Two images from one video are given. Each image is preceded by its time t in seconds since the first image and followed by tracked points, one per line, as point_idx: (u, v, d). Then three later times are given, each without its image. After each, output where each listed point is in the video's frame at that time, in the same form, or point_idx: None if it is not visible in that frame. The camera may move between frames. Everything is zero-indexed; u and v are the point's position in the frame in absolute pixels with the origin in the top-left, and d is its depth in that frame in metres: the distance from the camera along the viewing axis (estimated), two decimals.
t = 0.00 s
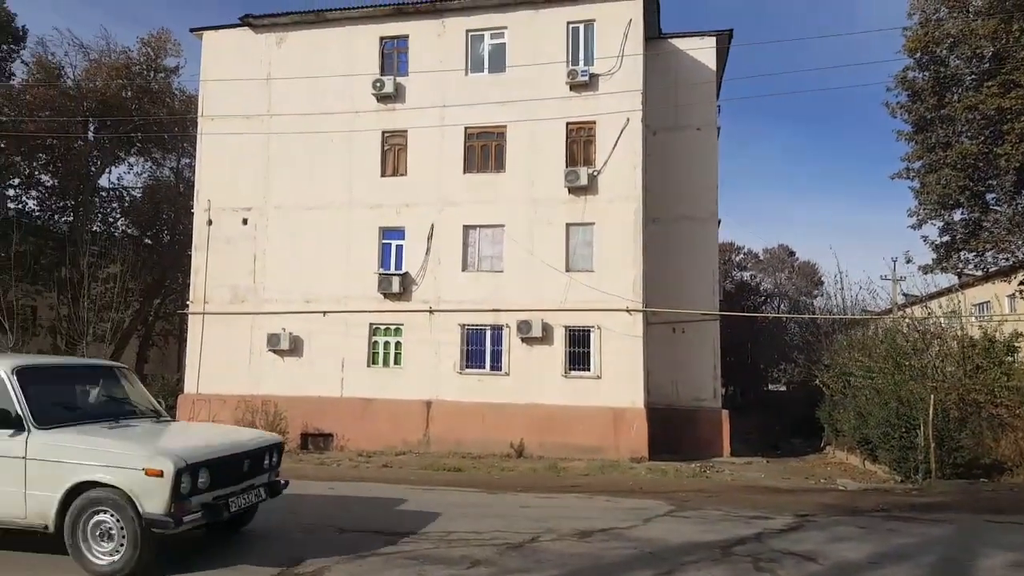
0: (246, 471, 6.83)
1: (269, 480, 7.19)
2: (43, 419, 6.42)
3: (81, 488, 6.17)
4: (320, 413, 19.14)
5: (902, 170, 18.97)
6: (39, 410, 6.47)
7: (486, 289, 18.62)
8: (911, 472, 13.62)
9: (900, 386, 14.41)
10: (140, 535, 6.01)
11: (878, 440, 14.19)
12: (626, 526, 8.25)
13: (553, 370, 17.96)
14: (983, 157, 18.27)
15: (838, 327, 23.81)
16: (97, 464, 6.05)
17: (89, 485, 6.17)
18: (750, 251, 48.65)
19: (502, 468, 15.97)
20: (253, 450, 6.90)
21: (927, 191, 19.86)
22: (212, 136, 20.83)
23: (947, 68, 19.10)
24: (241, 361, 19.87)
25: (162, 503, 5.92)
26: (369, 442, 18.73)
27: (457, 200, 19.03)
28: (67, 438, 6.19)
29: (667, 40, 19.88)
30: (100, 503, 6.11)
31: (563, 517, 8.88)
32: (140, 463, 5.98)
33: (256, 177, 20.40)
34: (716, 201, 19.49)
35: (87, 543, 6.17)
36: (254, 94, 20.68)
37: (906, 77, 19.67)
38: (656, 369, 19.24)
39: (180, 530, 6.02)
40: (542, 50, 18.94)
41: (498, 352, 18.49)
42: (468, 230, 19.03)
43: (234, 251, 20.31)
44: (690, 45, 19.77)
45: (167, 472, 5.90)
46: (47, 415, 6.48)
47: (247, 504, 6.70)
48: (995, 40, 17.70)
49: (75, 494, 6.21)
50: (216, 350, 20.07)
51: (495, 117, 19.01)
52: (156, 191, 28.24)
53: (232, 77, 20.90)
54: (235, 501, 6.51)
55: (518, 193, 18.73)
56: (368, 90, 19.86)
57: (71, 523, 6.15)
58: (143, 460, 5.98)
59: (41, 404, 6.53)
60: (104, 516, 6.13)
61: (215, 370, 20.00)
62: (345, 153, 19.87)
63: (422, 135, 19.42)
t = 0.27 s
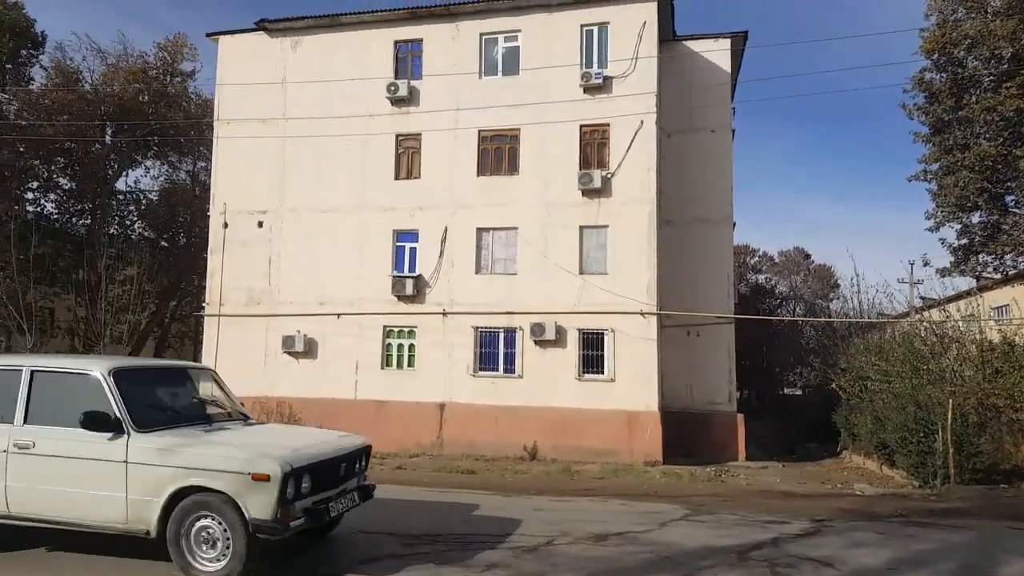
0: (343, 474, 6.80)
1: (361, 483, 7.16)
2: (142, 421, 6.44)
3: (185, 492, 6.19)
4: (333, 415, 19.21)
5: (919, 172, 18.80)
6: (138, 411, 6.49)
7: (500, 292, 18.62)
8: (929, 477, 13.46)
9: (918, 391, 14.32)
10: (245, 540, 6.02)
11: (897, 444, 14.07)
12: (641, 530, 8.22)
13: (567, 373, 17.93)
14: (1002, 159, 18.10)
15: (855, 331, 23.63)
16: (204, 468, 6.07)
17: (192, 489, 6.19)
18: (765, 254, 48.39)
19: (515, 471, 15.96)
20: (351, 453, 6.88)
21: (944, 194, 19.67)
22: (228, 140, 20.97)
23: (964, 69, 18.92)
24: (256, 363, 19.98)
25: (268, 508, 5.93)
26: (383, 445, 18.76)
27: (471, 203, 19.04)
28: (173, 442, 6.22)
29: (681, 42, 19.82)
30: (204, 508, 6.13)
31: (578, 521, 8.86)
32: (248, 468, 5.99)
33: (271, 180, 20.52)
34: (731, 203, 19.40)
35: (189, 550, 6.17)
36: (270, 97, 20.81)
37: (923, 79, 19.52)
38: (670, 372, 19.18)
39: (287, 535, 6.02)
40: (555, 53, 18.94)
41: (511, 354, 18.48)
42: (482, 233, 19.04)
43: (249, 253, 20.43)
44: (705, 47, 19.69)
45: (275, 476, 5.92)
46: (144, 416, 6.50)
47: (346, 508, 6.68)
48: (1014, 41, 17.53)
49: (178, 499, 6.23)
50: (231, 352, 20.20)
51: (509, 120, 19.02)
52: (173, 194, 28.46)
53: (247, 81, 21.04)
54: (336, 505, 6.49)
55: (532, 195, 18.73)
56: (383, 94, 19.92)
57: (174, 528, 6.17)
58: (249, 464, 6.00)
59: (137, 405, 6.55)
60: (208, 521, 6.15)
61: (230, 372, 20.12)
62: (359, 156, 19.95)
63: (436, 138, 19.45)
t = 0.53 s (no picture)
0: (441, 480, 6.69)
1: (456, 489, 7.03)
2: (244, 424, 6.37)
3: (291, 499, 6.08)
4: (350, 418, 19.25)
5: (940, 175, 18.60)
6: (239, 414, 6.42)
7: (515, 296, 18.59)
8: (949, 484, 13.38)
9: (939, 397, 14.20)
10: (354, 550, 5.86)
11: (916, 450, 14.01)
12: (658, 535, 8.17)
13: (582, 376, 17.88)
14: None
15: (873, 335, 23.40)
16: (315, 476, 5.94)
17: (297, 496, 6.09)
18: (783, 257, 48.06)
19: (530, 475, 15.93)
20: (449, 458, 6.77)
21: (965, 197, 19.44)
22: (246, 144, 21.12)
23: (985, 71, 18.71)
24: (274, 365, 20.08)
25: (379, 516, 5.77)
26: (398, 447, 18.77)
27: (487, 206, 19.05)
28: (282, 448, 6.10)
29: (698, 44, 19.74)
30: (311, 516, 6.01)
31: (594, 525, 8.82)
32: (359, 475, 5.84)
33: (288, 184, 20.64)
34: (749, 206, 19.28)
35: (296, 557, 6.03)
36: (287, 101, 20.94)
37: (943, 80, 19.31)
38: (687, 376, 19.08)
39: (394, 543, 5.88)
40: (571, 56, 18.92)
41: (526, 357, 18.45)
42: (497, 236, 19.04)
43: (267, 256, 20.54)
44: (722, 49, 19.60)
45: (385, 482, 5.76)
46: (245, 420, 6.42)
47: (445, 515, 6.55)
48: None
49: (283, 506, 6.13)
50: (248, 354, 20.32)
51: (524, 123, 19.02)
52: (191, 197, 28.67)
53: (265, 85, 21.18)
54: (438, 513, 6.36)
55: (547, 198, 18.71)
56: (399, 98, 19.98)
57: (283, 538, 6.05)
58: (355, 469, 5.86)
59: (237, 407, 6.48)
60: (316, 530, 6.01)
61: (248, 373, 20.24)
62: (375, 159, 20.02)
63: (452, 142, 19.48)
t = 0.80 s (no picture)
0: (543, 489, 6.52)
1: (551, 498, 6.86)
2: (350, 431, 6.14)
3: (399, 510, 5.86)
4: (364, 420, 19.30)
5: (959, 177, 18.42)
6: (343, 420, 6.19)
7: (529, 298, 18.58)
8: (968, 489, 13.23)
9: (959, 401, 14.03)
10: (466, 562, 5.62)
11: (935, 455, 13.88)
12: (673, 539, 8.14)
13: (596, 379, 17.84)
14: None
15: (890, 339, 23.19)
16: (393, 483, 5.79)
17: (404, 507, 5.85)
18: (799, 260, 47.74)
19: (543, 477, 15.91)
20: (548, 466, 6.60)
21: (985, 199, 19.23)
22: (262, 147, 21.24)
23: (1006, 72, 18.52)
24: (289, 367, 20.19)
25: (495, 526, 5.57)
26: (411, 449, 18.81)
27: (501, 209, 19.06)
28: (360, 451, 5.94)
29: (714, 46, 19.67)
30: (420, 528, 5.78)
31: (608, 528, 8.80)
32: (442, 488, 5.69)
33: (303, 186, 20.75)
34: (765, 209, 19.19)
35: (405, 568, 5.78)
36: (302, 104, 21.06)
37: (962, 82, 19.12)
38: (702, 379, 19.00)
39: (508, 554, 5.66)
40: (587, 58, 18.90)
41: (540, 360, 18.43)
42: (511, 238, 19.05)
43: (282, 258, 20.65)
44: (738, 51, 19.51)
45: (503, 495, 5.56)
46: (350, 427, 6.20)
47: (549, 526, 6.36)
48: None
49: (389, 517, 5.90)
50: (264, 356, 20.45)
51: (539, 126, 19.02)
52: (208, 199, 28.86)
53: (281, 88, 21.30)
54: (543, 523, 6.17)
55: (562, 201, 18.69)
56: (414, 101, 20.03)
57: (391, 551, 5.81)
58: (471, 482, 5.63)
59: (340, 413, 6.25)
60: (428, 541, 5.76)
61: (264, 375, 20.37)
62: (391, 162, 20.08)
63: (467, 144, 19.51)
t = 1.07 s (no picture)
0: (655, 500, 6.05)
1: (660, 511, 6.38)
2: (460, 440, 5.69)
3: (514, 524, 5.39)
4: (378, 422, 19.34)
5: (977, 179, 18.23)
6: (451, 427, 5.75)
7: (543, 301, 18.55)
8: (987, 494, 13.06)
9: (978, 405, 13.85)
10: None
11: (953, 459, 13.71)
12: (687, 543, 8.08)
13: (610, 381, 17.78)
14: None
15: (907, 342, 22.99)
16: (403, 482, 5.59)
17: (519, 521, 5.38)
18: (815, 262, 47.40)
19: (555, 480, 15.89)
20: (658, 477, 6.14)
21: (1004, 201, 19.02)
22: (277, 149, 21.36)
23: None
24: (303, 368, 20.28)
25: (619, 543, 5.09)
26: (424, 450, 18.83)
27: (514, 211, 19.06)
28: (371, 450, 5.75)
29: (729, 48, 19.58)
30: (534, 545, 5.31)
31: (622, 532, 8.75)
32: (457, 490, 5.46)
33: (317, 188, 20.85)
34: (780, 211, 19.06)
35: None
36: (317, 107, 21.16)
37: (981, 82, 18.92)
38: (716, 382, 18.90)
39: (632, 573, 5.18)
40: (601, 60, 18.86)
41: (553, 362, 18.39)
42: (525, 240, 19.03)
43: (296, 260, 20.74)
44: (754, 53, 19.40)
45: (630, 512, 5.10)
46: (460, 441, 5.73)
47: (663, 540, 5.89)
48: None
49: (501, 534, 5.43)
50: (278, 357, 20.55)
51: (552, 127, 19.00)
52: (223, 202, 29.04)
53: (296, 91, 21.42)
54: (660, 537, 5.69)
55: (575, 203, 18.65)
56: (428, 103, 20.07)
57: (506, 563, 5.34)
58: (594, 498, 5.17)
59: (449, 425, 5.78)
60: (545, 554, 5.29)
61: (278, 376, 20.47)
62: (404, 164, 20.12)
63: (481, 147, 19.52)
